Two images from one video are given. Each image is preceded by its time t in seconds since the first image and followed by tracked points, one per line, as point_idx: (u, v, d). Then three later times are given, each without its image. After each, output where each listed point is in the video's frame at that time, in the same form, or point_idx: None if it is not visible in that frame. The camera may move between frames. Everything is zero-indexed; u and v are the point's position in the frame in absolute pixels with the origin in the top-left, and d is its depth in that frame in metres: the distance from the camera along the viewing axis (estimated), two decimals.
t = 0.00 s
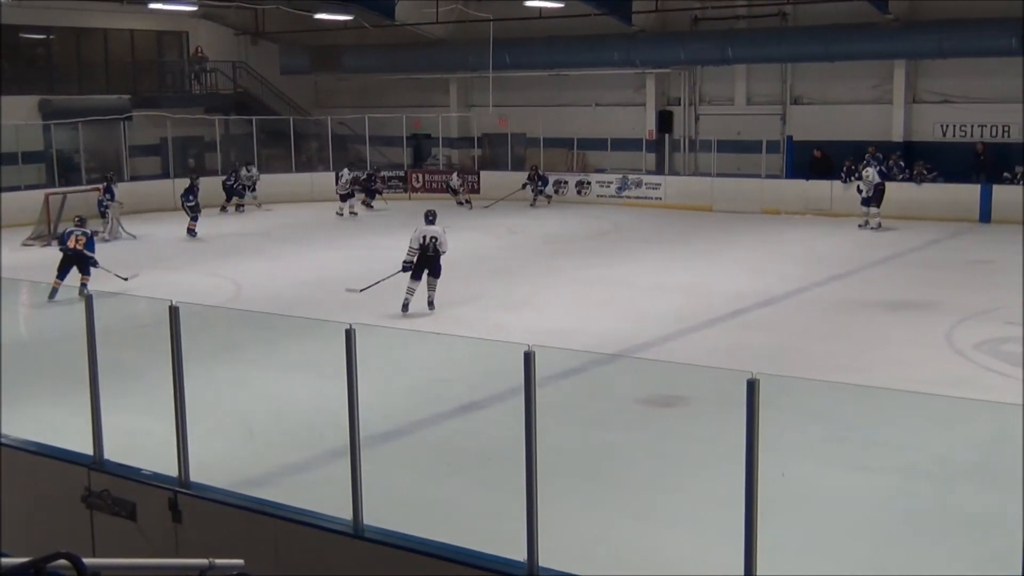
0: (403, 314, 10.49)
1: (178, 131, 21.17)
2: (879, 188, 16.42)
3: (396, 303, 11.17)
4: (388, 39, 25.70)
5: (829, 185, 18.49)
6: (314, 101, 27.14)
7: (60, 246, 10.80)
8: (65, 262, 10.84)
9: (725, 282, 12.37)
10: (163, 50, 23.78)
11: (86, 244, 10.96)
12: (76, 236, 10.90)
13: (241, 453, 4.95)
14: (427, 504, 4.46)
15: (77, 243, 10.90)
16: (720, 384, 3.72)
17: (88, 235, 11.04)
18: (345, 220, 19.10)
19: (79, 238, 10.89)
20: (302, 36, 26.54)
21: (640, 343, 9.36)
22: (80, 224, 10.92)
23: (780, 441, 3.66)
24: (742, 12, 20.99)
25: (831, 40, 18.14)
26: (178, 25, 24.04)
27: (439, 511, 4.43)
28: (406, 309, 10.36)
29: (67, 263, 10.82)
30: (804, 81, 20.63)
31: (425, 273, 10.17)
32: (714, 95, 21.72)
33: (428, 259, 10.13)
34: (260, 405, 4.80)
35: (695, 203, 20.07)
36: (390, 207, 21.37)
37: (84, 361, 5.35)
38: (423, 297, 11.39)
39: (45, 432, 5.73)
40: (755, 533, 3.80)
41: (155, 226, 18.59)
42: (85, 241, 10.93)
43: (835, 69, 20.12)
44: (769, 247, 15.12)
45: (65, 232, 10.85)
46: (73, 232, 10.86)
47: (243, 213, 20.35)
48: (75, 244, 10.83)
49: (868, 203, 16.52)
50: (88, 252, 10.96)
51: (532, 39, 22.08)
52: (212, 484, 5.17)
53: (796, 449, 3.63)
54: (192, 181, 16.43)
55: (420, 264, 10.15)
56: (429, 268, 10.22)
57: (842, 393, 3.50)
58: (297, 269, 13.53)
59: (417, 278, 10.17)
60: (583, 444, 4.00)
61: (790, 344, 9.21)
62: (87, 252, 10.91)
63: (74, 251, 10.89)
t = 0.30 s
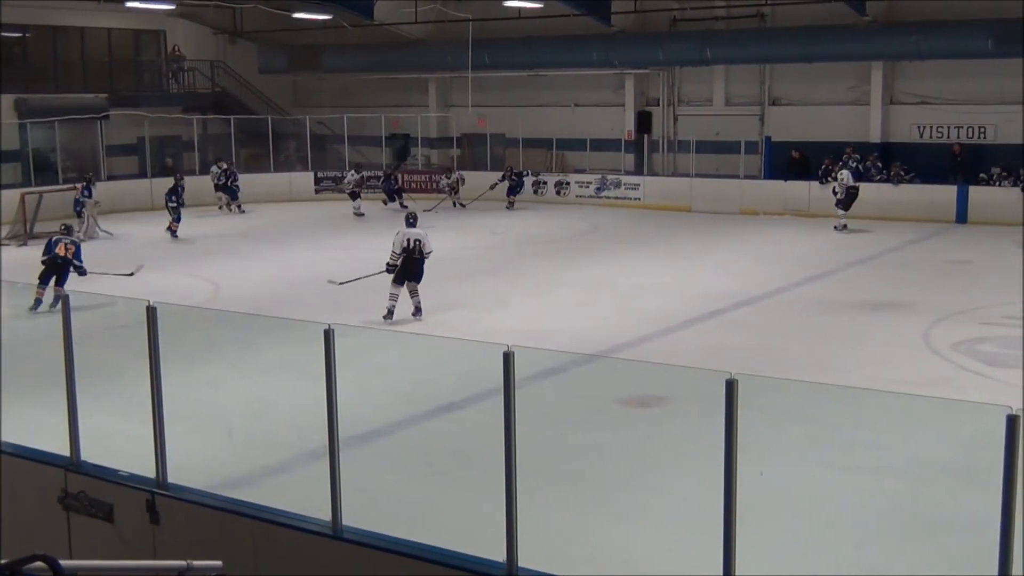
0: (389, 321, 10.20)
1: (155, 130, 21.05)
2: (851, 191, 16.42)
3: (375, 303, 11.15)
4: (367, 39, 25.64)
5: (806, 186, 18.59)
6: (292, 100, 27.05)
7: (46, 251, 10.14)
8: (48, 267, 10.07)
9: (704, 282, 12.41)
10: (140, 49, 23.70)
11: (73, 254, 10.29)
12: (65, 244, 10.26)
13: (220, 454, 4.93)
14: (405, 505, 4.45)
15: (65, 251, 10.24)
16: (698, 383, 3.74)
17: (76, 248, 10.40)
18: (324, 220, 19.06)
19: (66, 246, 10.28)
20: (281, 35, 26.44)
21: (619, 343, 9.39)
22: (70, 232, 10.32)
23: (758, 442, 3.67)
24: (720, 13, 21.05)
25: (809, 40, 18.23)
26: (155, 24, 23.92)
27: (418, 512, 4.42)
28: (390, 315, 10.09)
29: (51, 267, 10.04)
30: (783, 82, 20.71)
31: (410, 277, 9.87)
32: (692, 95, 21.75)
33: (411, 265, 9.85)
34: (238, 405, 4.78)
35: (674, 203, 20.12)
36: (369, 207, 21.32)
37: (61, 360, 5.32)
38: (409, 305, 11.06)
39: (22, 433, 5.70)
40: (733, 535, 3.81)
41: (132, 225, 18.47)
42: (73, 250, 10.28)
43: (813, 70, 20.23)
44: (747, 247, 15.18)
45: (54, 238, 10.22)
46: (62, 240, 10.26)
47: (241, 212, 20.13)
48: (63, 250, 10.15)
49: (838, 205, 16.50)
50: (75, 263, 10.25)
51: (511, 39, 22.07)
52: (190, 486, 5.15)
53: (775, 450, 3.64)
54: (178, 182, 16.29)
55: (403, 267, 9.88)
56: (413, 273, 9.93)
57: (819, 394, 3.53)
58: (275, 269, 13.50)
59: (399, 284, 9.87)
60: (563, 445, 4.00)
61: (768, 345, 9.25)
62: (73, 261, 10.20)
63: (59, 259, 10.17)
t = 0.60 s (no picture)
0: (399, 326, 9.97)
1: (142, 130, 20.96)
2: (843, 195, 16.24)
3: (363, 304, 11.13)
4: (355, 39, 25.61)
5: (793, 186, 18.63)
6: (279, 100, 27.02)
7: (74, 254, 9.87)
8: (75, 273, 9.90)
9: (691, 283, 12.41)
10: (126, 50, 23.62)
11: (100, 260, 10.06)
12: (94, 248, 9.99)
13: (205, 455, 4.90)
14: (392, 506, 4.43)
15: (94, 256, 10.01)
16: (684, 384, 3.74)
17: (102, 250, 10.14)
18: (312, 220, 19.04)
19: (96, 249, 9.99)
20: (269, 35, 26.38)
21: (606, 343, 9.42)
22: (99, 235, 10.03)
23: (745, 442, 3.65)
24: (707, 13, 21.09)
25: (796, 41, 18.29)
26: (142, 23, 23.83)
27: (405, 513, 4.41)
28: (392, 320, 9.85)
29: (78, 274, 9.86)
30: (770, 83, 20.76)
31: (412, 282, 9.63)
32: (679, 96, 21.79)
33: (415, 271, 9.60)
34: (226, 407, 4.76)
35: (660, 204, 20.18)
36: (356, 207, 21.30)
37: (47, 361, 5.30)
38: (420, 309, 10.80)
39: (7, 434, 5.68)
40: (721, 535, 3.81)
41: (119, 225, 18.42)
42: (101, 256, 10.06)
43: (799, 71, 20.31)
44: (733, 247, 15.23)
45: (87, 241, 9.93)
46: (93, 243, 9.99)
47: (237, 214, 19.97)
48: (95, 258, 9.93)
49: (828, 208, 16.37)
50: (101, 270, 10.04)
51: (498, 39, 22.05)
52: (176, 486, 5.13)
53: (762, 451, 3.63)
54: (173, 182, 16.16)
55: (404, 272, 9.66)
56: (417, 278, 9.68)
57: (807, 395, 3.53)
58: (263, 270, 13.47)
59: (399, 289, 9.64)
60: (549, 444, 3.99)
61: (756, 345, 9.28)
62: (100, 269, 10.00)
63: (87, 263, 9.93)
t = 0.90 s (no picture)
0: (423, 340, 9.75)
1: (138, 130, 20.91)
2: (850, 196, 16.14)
3: (360, 304, 11.12)
4: (352, 39, 25.60)
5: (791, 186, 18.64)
6: (276, 100, 27.01)
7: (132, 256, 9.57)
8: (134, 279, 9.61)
9: (688, 283, 12.40)
10: (123, 49, 23.58)
11: (161, 259, 9.63)
12: (152, 249, 9.57)
13: (203, 455, 4.90)
14: (389, 507, 4.44)
15: (152, 257, 9.58)
16: (681, 385, 3.73)
17: (166, 249, 9.70)
18: (310, 220, 19.02)
19: (159, 253, 9.60)
20: (266, 34, 26.36)
21: (604, 343, 9.42)
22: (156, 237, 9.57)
23: (743, 442, 3.64)
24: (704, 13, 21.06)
25: (793, 41, 18.29)
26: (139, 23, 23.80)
27: (403, 513, 4.41)
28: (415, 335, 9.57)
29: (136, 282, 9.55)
30: (767, 83, 20.76)
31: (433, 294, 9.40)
32: (677, 97, 21.79)
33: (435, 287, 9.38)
34: (224, 407, 4.75)
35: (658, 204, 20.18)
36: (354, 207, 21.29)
37: (45, 362, 5.30)
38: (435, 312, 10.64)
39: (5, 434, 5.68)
40: (719, 534, 3.82)
41: (116, 226, 18.40)
42: (161, 256, 9.60)
43: (797, 71, 20.32)
44: (731, 247, 15.23)
45: (142, 243, 9.55)
46: (150, 244, 9.57)
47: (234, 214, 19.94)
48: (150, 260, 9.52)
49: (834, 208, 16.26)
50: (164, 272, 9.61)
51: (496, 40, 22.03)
52: (173, 486, 5.13)
53: (760, 452, 3.62)
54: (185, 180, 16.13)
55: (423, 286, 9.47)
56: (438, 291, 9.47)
57: (803, 395, 3.51)
58: (261, 270, 13.46)
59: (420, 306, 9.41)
60: (546, 444, 3.98)
61: (753, 345, 9.28)
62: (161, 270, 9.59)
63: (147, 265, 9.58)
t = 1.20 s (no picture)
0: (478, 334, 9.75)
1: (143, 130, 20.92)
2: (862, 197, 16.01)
3: (364, 304, 11.14)
4: (356, 39, 25.62)
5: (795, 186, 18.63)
6: (280, 100, 27.05)
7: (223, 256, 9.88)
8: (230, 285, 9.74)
9: (692, 283, 12.40)
10: (127, 50, 23.60)
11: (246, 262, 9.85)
12: (239, 252, 9.82)
13: (207, 454, 4.91)
14: (391, 507, 4.44)
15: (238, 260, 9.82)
16: (683, 384, 3.74)
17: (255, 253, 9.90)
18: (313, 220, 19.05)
19: (243, 255, 9.85)
20: (270, 35, 26.41)
21: (607, 343, 9.43)
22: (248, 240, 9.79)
23: (746, 442, 3.67)
24: (708, 13, 21.06)
25: (797, 42, 18.29)
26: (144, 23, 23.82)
27: (406, 514, 4.41)
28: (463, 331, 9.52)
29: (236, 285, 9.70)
30: (770, 83, 20.76)
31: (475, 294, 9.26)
32: (680, 97, 21.78)
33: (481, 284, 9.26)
34: (227, 407, 4.76)
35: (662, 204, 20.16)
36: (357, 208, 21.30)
37: (48, 362, 5.30)
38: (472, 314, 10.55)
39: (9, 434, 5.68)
40: (722, 534, 3.83)
41: (120, 226, 18.43)
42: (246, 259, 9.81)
43: (800, 71, 20.32)
44: (734, 248, 15.22)
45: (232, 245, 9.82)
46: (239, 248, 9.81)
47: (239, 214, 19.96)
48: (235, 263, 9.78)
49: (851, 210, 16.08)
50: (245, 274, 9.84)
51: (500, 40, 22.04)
52: (177, 487, 5.14)
53: (763, 451, 3.64)
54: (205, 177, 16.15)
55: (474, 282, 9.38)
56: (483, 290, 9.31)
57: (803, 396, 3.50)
58: (265, 270, 13.48)
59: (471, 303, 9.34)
60: (549, 444, 3.99)
61: (756, 345, 9.28)
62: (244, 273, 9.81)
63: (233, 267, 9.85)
